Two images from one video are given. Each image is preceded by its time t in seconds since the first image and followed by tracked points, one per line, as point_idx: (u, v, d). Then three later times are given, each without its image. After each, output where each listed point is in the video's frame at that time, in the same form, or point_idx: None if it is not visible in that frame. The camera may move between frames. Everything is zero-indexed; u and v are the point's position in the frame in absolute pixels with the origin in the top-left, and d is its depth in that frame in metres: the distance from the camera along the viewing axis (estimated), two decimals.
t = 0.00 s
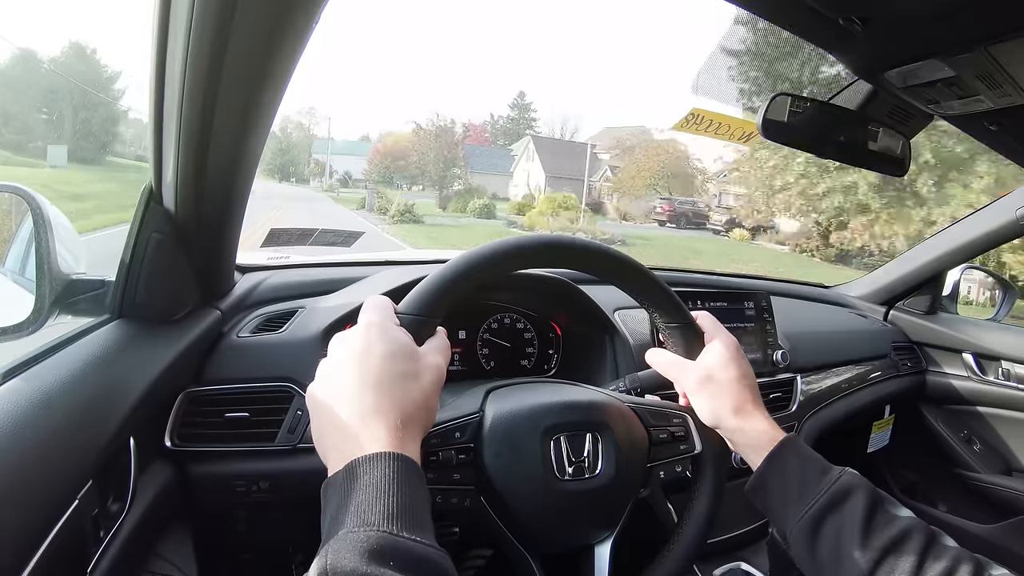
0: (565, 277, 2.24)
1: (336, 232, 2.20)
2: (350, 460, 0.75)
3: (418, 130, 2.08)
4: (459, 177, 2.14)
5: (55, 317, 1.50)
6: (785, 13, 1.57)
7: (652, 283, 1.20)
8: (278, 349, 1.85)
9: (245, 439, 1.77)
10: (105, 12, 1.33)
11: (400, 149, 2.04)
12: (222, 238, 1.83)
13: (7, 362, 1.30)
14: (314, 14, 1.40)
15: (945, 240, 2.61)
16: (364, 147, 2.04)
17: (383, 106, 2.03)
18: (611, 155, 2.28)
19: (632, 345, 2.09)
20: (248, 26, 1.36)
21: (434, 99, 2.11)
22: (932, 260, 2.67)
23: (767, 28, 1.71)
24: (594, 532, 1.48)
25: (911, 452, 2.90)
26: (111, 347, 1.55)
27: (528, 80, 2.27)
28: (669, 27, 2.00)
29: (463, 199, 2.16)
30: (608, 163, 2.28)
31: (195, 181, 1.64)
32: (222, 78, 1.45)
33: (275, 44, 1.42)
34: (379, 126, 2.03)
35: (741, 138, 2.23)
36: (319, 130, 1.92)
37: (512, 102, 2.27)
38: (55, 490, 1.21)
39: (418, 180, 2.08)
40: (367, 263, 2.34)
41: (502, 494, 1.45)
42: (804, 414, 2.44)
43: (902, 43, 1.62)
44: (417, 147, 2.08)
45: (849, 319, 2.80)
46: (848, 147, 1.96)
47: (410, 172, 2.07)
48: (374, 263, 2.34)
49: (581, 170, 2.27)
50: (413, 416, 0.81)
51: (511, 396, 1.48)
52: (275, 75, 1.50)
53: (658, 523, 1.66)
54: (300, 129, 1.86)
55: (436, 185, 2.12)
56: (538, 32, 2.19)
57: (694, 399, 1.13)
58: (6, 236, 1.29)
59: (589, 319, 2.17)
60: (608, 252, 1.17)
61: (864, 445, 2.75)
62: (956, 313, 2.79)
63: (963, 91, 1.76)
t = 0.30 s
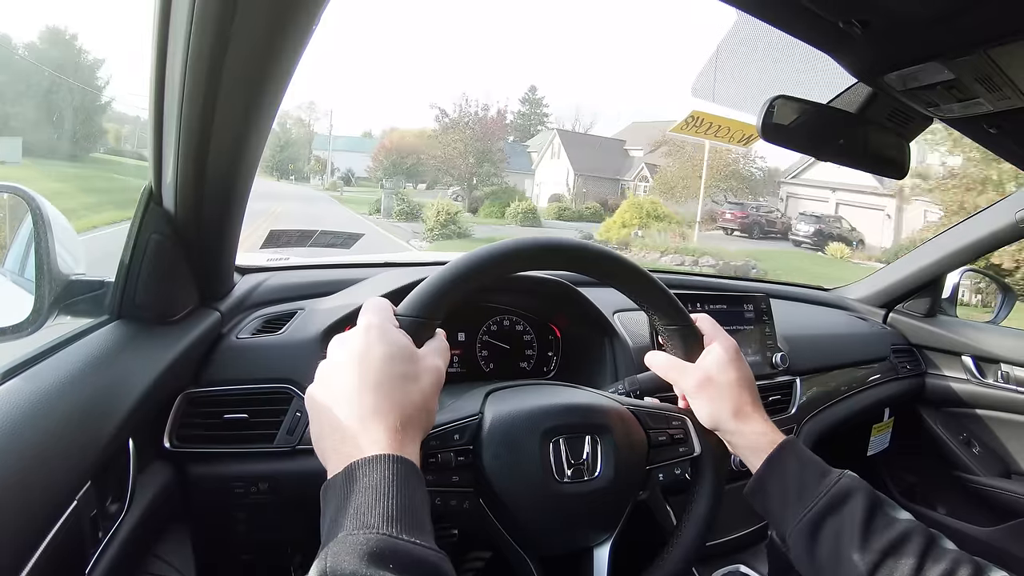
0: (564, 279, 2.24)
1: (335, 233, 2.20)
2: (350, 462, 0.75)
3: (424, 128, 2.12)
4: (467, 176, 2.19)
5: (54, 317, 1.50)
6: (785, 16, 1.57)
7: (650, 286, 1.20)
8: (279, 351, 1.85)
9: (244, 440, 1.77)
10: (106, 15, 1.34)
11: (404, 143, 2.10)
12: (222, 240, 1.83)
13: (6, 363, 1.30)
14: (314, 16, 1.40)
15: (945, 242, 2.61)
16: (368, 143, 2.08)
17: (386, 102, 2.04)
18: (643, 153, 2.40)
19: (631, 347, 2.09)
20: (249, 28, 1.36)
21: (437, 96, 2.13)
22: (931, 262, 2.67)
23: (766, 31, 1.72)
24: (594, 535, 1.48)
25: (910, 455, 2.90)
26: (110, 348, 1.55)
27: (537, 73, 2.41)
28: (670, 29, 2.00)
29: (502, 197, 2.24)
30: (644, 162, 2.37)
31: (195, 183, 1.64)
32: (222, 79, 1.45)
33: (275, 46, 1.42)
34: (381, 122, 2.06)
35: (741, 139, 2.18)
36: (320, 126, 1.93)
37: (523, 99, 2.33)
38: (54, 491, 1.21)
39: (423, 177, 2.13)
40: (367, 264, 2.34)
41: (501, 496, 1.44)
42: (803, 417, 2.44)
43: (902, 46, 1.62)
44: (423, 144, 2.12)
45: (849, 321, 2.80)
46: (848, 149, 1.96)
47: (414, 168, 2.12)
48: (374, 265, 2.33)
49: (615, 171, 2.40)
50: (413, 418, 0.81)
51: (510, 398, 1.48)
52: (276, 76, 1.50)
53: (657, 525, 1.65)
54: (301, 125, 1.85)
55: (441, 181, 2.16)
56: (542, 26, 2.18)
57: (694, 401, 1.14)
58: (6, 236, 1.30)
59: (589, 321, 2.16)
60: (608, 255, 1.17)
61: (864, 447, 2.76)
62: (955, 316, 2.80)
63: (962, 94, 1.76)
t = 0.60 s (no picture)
0: (564, 277, 2.24)
1: (336, 232, 2.21)
2: (349, 462, 0.74)
3: (432, 123, 2.06)
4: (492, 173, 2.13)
5: (54, 314, 1.50)
6: (785, 16, 1.57)
7: (650, 285, 1.20)
8: (278, 348, 1.86)
9: (244, 438, 1.77)
10: (107, 13, 1.34)
11: (412, 139, 2.05)
12: (222, 238, 1.83)
13: (6, 360, 1.30)
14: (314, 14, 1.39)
15: (945, 242, 2.61)
16: (375, 140, 2.05)
17: (389, 97, 2.02)
18: (683, 149, 2.29)
19: (630, 347, 2.09)
20: (248, 26, 1.36)
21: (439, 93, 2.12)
22: (931, 262, 2.67)
23: (767, 30, 1.72)
24: (593, 533, 1.48)
25: (910, 455, 2.90)
26: (109, 346, 1.55)
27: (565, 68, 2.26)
28: (671, 28, 2.00)
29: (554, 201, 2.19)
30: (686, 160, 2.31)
31: (195, 181, 1.64)
32: (222, 77, 1.45)
33: (275, 45, 1.42)
34: (385, 118, 2.02)
35: (742, 138, 2.19)
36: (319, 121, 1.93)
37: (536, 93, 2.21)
38: (54, 488, 1.21)
39: (431, 175, 2.09)
40: (367, 263, 2.33)
41: (501, 495, 1.44)
42: (802, 417, 2.43)
43: (902, 46, 1.62)
44: (433, 141, 2.06)
45: (848, 321, 2.80)
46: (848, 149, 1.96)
47: (422, 163, 2.07)
48: (375, 263, 2.33)
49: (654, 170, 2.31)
50: (412, 417, 0.81)
51: (510, 397, 1.48)
52: (276, 74, 1.49)
53: (656, 524, 1.65)
54: (301, 120, 1.84)
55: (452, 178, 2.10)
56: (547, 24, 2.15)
57: (694, 400, 1.14)
58: (6, 233, 1.29)
59: (588, 320, 2.18)
60: (608, 254, 1.17)
61: (863, 447, 2.76)
62: (954, 316, 2.80)
63: (963, 94, 1.76)
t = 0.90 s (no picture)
0: (564, 276, 2.24)
1: (335, 229, 2.21)
2: (350, 461, 0.74)
3: (440, 119, 2.11)
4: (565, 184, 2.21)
5: (54, 312, 1.50)
6: (786, 14, 1.57)
7: (649, 283, 1.20)
8: (278, 347, 1.86)
9: (244, 435, 1.77)
10: (107, 10, 1.33)
11: (419, 135, 2.09)
12: (222, 236, 1.83)
13: (7, 357, 1.30)
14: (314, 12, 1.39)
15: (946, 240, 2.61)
16: (379, 137, 2.08)
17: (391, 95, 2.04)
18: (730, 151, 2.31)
19: (630, 344, 2.09)
20: (249, 24, 1.36)
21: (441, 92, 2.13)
22: (932, 261, 2.67)
23: (768, 29, 1.72)
24: (593, 531, 1.48)
25: (909, 454, 2.90)
26: (109, 343, 1.55)
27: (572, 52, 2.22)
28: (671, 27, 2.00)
29: (635, 207, 2.26)
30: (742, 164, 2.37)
31: (195, 179, 1.64)
32: (223, 76, 1.45)
33: (275, 44, 1.42)
34: (389, 115, 2.05)
35: (742, 138, 2.21)
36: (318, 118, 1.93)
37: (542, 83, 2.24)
38: (54, 486, 1.21)
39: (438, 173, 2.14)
40: (367, 261, 2.34)
41: (501, 493, 1.44)
42: (801, 415, 2.43)
43: (902, 44, 1.62)
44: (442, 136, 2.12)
45: (848, 319, 2.80)
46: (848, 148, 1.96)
47: (432, 159, 2.12)
48: (375, 262, 2.33)
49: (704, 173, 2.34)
50: (412, 416, 0.81)
51: (509, 395, 1.48)
52: (277, 73, 1.50)
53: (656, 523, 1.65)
54: (301, 117, 1.84)
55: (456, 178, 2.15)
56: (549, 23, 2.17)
57: (693, 397, 1.14)
58: (7, 230, 1.29)
59: (588, 318, 2.18)
60: (607, 251, 1.17)
61: (863, 446, 2.76)
62: (954, 315, 2.80)
63: (964, 92, 1.76)
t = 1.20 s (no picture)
0: (563, 275, 2.24)
1: (335, 229, 2.21)
2: (349, 464, 0.74)
3: (449, 113, 2.14)
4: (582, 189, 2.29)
5: (53, 311, 1.50)
6: (785, 15, 1.57)
7: (648, 282, 1.20)
8: (277, 346, 1.86)
9: (243, 435, 1.77)
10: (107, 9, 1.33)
11: (428, 130, 2.13)
12: (222, 234, 1.83)
13: (6, 356, 1.30)
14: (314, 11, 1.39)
15: (946, 241, 2.60)
16: (387, 134, 2.13)
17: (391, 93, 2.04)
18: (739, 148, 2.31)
19: (630, 344, 2.11)
20: (248, 23, 1.35)
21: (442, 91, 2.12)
22: (931, 262, 2.67)
23: (768, 29, 1.72)
24: (593, 530, 1.48)
25: (908, 455, 2.90)
26: (108, 342, 1.55)
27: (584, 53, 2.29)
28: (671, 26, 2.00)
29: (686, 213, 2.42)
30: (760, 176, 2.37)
31: (195, 177, 1.64)
32: (223, 75, 1.45)
33: (275, 43, 1.42)
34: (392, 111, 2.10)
35: (742, 138, 2.25)
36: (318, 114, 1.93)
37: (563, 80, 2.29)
38: (53, 485, 1.21)
39: (447, 172, 2.19)
40: (367, 260, 2.34)
41: (500, 494, 1.44)
42: (801, 416, 2.43)
43: (903, 46, 1.62)
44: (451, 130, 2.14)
45: (847, 319, 2.80)
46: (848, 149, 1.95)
47: (442, 155, 2.16)
48: (374, 261, 2.33)
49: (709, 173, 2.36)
50: (411, 418, 0.81)
51: (508, 395, 1.48)
52: (276, 72, 1.49)
53: (655, 522, 1.65)
54: (301, 114, 1.84)
55: (464, 177, 2.22)
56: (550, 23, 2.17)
57: (692, 393, 1.15)
58: (7, 228, 1.30)
59: (588, 318, 2.19)
60: (605, 250, 1.17)
61: (862, 447, 2.77)
62: (953, 316, 2.80)
63: (964, 93, 1.76)
